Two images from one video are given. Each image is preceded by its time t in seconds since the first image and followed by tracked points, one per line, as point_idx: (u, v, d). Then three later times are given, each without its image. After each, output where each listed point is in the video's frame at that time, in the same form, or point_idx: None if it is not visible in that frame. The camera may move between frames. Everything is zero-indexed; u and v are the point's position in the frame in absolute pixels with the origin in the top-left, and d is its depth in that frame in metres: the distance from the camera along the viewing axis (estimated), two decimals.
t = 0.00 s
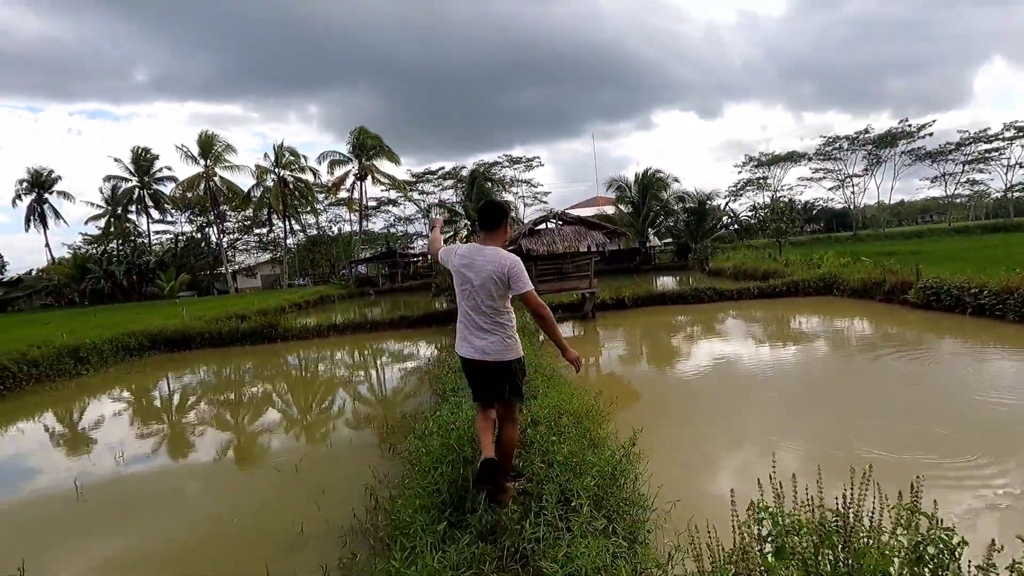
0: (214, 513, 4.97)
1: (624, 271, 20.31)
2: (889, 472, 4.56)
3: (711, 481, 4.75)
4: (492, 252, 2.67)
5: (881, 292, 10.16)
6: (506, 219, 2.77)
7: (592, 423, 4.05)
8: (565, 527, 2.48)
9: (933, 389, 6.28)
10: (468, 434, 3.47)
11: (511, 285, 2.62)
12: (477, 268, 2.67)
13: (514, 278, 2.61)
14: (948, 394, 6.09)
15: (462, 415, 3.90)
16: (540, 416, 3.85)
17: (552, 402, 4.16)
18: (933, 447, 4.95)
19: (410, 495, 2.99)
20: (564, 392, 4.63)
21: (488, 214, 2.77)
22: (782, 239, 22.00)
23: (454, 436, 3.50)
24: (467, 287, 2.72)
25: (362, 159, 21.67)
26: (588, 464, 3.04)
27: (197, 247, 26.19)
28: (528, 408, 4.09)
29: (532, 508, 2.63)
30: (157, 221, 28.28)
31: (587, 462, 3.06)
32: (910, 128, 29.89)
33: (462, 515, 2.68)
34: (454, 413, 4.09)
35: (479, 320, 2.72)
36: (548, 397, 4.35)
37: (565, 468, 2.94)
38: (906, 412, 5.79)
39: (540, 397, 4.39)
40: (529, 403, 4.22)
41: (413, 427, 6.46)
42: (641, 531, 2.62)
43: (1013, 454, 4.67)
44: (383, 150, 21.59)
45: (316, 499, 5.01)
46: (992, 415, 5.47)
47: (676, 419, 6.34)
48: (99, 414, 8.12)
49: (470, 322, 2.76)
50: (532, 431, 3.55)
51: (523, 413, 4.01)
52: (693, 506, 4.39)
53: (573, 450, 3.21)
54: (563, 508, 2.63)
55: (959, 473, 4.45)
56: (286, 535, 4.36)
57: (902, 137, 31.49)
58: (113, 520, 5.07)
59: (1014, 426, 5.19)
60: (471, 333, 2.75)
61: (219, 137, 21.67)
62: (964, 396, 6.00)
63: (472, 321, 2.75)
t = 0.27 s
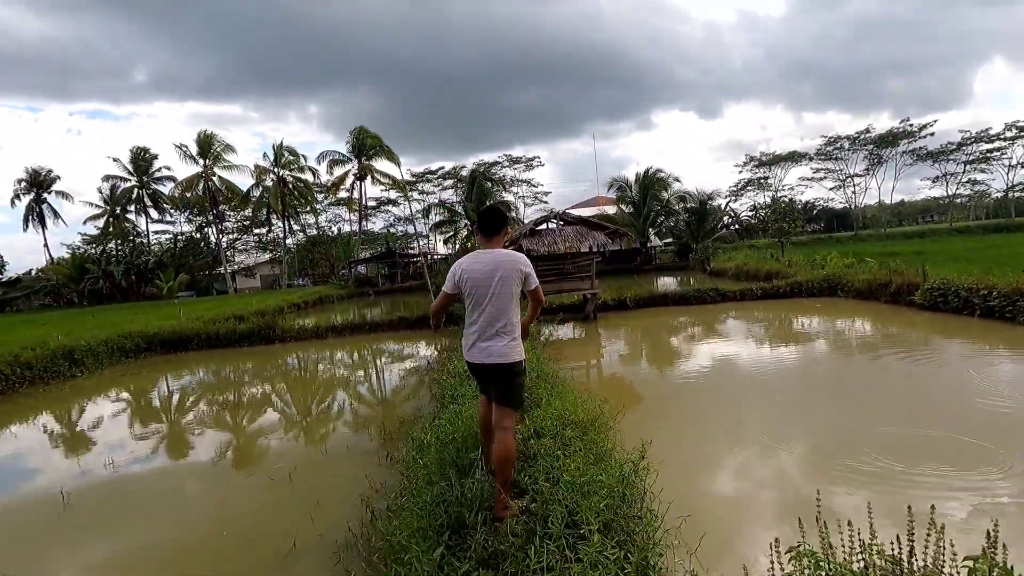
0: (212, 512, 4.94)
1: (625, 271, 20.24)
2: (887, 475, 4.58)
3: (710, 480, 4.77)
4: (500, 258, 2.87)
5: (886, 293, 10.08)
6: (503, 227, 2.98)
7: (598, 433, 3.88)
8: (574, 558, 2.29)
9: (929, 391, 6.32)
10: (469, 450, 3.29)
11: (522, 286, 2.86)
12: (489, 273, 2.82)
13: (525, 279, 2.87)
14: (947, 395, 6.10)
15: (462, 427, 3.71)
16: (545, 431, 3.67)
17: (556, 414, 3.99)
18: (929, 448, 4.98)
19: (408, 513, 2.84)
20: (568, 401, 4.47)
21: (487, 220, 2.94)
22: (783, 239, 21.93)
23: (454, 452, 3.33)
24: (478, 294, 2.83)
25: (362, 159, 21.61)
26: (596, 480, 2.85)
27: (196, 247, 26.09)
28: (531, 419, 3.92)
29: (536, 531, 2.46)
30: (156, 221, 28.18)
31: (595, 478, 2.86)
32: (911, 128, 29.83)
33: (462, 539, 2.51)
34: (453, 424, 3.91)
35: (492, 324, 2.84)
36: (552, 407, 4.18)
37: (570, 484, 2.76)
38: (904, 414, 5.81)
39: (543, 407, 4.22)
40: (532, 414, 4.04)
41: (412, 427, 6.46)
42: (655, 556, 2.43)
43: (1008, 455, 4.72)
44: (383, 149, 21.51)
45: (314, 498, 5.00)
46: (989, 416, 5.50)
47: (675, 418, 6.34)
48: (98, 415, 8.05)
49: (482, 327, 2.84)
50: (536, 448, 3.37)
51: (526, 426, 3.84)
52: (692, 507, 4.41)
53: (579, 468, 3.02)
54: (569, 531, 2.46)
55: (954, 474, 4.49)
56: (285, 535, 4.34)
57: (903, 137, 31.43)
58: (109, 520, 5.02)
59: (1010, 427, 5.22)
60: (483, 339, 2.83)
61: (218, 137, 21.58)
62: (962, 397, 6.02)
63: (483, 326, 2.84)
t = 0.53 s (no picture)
0: (205, 514, 4.90)
1: (626, 271, 20.16)
2: (887, 474, 4.56)
3: (710, 479, 4.76)
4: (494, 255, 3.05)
5: (894, 293, 9.97)
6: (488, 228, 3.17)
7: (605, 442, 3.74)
8: None
9: (930, 389, 6.28)
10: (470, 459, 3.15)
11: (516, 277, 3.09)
12: (487, 271, 3.00)
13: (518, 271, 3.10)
14: (949, 394, 6.06)
15: (462, 437, 3.56)
16: (550, 441, 3.52)
17: (562, 422, 3.84)
18: (931, 447, 4.94)
19: (402, 529, 2.68)
20: (574, 408, 4.32)
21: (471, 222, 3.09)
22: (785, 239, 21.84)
23: (454, 462, 3.21)
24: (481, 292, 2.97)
25: (362, 159, 21.52)
26: (606, 496, 2.72)
27: (196, 247, 26.02)
28: (536, 426, 3.76)
29: (541, 550, 2.32)
30: (156, 221, 28.12)
31: (603, 494, 2.72)
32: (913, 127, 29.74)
33: (460, 559, 2.43)
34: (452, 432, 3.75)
35: (496, 318, 3.01)
36: (556, 413, 4.03)
37: (579, 501, 2.63)
38: (905, 412, 5.78)
39: (549, 414, 4.07)
40: (536, 420, 3.89)
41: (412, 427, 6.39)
42: None
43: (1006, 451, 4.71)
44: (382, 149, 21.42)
45: (310, 500, 4.95)
46: (992, 414, 5.45)
47: (676, 417, 6.30)
48: (97, 415, 7.98)
49: (487, 322, 3.01)
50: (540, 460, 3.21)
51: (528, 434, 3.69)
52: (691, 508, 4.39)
53: (586, 483, 2.86)
54: (578, 553, 2.31)
55: (955, 473, 4.46)
56: (278, 541, 4.25)
57: (905, 136, 31.33)
58: (102, 522, 5.00)
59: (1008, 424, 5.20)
60: (489, 333, 3.00)
61: (217, 136, 21.52)
62: (963, 395, 5.99)
63: (488, 322, 3.00)
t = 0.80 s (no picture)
0: (200, 518, 4.96)
1: (629, 272, 20.05)
2: (888, 476, 4.55)
3: (710, 478, 4.76)
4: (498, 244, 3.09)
5: (905, 293, 9.84)
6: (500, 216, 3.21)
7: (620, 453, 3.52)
8: None
9: (931, 392, 6.28)
10: (475, 478, 2.95)
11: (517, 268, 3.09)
12: (486, 259, 3.05)
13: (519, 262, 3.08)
14: (952, 397, 6.05)
15: (466, 456, 3.35)
16: (563, 456, 3.30)
17: (575, 433, 3.61)
18: (930, 449, 4.94)
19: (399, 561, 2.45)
20: (585, 416, 4.09)
21: (487, 211, 3.16)
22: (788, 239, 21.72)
23: (457, 481, 3.04)
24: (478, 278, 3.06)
25: (362, 159, 21.42)
26: (628, 523, 2.49)
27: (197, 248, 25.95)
28: (547, 440, 3.53)
29: None
30: (156, 222, 28.02)
31: (626, 520, 2.51)
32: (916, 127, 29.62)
33: None
34: (455, 449, 3.55)
35: (491, 305, 3.07)
36: (566, 421, 3.83)
37: (598, 530, 2.39)
38: (907, 415, 5.77)
39: (560, 424, 3.83)
40: (546, 432, 3.67)
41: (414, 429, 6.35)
42: None
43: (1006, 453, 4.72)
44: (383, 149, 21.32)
45: (308, 507, 4.94)
46: (994, 418, 5.43)
47: (680, 417, 6.27)
48: (97, 417, 7.93)
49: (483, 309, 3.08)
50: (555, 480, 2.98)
51: (538, 446, 3.48)
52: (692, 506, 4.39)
53: (609, 507, 2.64)
54: None
55: (952, 475, 4.47)
56: (274, 550, 4.24)
57: (907, 136, 31.22)
58: (102, 520, 5.12)
59: (1009, 427, 5.21)
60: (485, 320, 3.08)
61: (217, 137, 21.42)
62: (966, 399, 5.97)
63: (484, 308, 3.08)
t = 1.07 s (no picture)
0: (201, 518, 4.87)
1: (631, 272, 19.93)
2: (890, 476, 4.51)
3: (711, 476, 4.72)
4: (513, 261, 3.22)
5: (916, 294, 9.68)
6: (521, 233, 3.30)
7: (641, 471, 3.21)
8: None
9: (932, 393, 6.26)
10: (483, 506, 2.73)
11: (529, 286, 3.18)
12: (501, 275, 3.21)
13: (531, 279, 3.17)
14: (954, 398, 6.02)
15: (471, 483, 3.09)
16: (579, 477, 3.00)
17: (591, 450, 3.30)
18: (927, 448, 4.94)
19: None
20: (599, 429, 3.78)
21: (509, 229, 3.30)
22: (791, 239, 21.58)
23: (463, 509, 2.83)
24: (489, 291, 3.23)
25: (362, 158, 21.29)
26: (653, 553, 2.25)
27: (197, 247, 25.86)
28: (560, 460, 3.23)
29: None
30: (156, 220, 27.91)
31: (655, 558, 2.19)
32: (920, 126, 29.45)
33: None
34: (460, 472, 3.29)
35: (501, 319, 3.22)
36: (576, 434, 3.60)
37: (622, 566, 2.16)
38: (910, 416, 5.73)
39: (574, 439, 3.52)
40: (558, 449, 3.38)
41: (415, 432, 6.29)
42: None
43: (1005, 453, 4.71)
44: (383, 148, 21.17)
45: (309, 506, 4.90)
46: (992, 418, 5.43)
47: (681, 417, 6.21)
48: (96, 416, 7.87)
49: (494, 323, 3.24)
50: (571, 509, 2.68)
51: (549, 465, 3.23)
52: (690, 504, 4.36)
53: (636, 547, 2.32)
54: None
55: (947, 473, 4.48)
56: (273, 556, 4.08)
57: (910, 135, 31.06)
58: (102, 519, 5.04)
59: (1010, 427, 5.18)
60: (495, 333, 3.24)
61: (217, 135, 21.30)
62: (967, 400, 5.94)
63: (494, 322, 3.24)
